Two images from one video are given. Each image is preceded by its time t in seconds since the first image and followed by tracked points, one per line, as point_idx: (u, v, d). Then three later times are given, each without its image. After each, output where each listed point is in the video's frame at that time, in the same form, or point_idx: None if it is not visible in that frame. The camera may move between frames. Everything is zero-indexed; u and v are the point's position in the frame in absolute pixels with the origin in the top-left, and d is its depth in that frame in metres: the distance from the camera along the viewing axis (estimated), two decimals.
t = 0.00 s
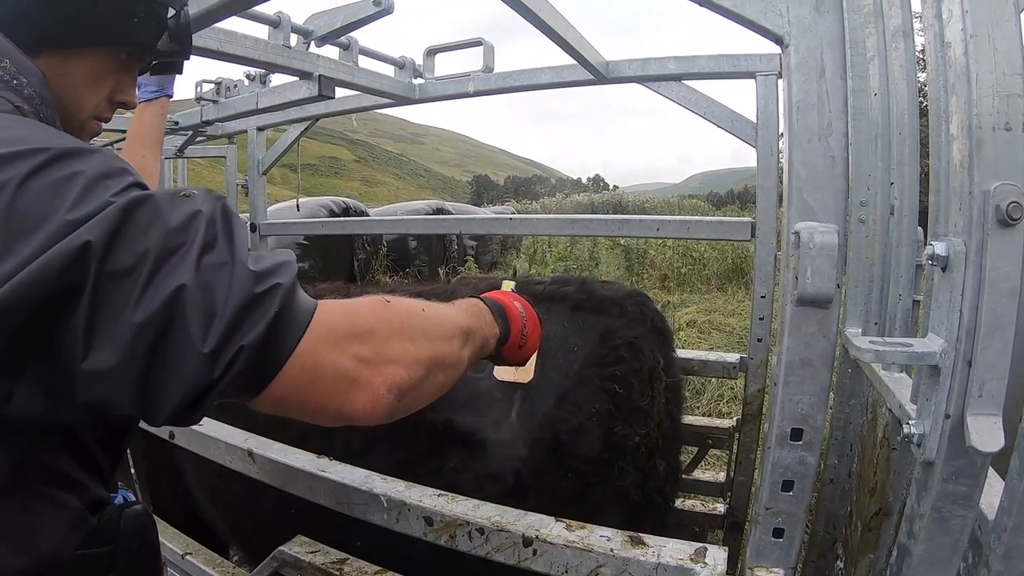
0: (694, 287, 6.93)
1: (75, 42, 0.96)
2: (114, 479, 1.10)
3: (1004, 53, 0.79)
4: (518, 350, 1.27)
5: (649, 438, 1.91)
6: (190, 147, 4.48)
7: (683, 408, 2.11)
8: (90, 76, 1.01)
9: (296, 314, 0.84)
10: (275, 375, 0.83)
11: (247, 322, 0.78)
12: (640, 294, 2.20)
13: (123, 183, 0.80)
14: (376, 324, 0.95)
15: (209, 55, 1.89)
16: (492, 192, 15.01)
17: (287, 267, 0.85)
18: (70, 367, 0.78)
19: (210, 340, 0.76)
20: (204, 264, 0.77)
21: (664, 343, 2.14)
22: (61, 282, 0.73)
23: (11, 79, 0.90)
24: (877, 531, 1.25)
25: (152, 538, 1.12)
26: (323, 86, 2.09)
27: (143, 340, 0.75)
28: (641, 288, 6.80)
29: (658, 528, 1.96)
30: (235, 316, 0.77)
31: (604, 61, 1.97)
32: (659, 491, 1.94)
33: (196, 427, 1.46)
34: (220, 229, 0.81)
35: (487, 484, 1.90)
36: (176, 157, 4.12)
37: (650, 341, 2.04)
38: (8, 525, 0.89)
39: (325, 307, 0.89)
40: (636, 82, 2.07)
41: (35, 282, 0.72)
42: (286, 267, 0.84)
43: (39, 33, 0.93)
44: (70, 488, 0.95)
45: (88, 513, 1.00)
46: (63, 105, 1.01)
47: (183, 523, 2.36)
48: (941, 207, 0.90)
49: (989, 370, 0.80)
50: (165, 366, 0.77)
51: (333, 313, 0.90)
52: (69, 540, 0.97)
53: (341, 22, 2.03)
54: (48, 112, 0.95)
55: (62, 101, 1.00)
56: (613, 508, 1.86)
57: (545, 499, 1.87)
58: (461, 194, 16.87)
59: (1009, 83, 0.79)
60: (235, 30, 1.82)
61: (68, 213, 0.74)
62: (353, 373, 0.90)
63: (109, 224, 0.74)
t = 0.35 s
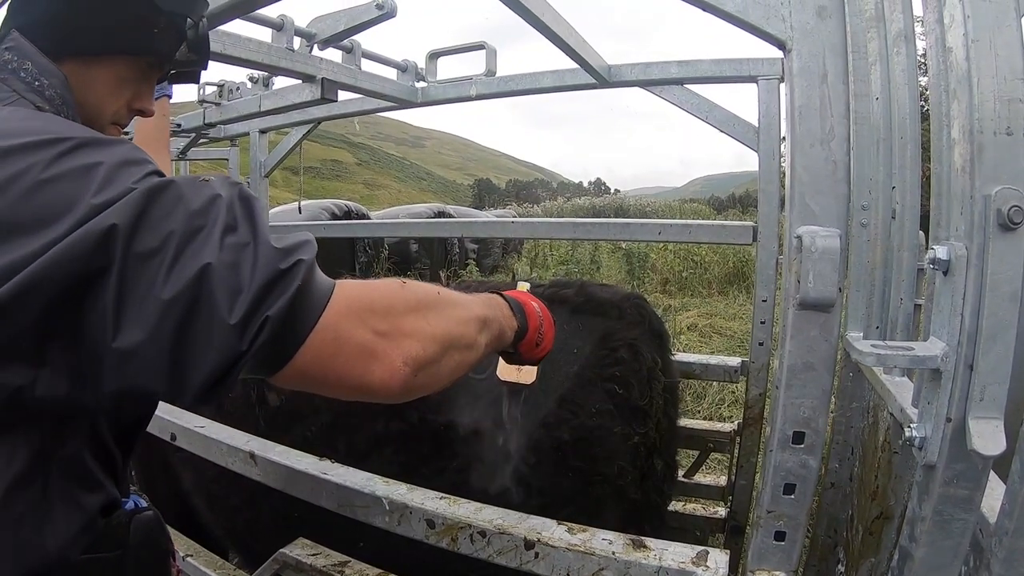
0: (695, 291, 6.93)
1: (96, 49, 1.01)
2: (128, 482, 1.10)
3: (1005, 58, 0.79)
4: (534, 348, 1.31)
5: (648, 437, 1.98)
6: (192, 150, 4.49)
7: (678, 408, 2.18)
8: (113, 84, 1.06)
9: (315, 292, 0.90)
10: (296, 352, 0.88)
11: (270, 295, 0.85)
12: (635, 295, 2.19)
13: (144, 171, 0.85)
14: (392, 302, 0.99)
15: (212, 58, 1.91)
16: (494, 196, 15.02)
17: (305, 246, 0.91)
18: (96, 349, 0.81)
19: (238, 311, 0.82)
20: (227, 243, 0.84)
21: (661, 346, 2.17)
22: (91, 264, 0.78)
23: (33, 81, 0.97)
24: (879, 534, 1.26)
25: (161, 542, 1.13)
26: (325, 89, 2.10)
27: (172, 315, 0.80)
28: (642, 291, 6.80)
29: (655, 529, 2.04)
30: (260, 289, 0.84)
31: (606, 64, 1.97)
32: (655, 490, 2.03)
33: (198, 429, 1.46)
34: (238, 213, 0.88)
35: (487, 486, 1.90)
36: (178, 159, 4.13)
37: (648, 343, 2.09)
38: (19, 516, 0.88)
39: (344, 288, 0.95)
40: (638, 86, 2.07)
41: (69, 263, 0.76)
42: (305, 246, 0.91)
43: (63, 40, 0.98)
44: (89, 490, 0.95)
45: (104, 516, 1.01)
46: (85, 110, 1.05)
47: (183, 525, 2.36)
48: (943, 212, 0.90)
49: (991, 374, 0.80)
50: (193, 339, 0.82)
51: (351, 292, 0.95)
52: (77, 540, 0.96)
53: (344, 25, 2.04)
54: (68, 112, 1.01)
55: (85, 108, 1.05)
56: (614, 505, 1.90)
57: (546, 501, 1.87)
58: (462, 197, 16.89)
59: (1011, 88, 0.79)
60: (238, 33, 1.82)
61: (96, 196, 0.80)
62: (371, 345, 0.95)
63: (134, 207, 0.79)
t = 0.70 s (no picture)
0: (695, 294, 6.94)
1: (110, 57, 1.03)
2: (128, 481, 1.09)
3: (1004, 64, 0.79)
4: (533, 351, 1.31)
5: (642, 439, 1.96)
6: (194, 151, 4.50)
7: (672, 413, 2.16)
8: (126, 91, 1.08)
9: (318, 297, 0.90)
10: (299, 353, 0.88)
11: (274, 297, 0.84)
12: (631, 298, 2.20)
13: (155, 171, 0.85)
14: (395, 306, 1.00)
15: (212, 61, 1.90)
16: (494, 198, 15.04)
17: (312, 249, 0.91)
18: (104, 346, 0.82)
19: (241, 313, 0.82)
20: (233, 246, 0.84)
21: (654, 349, 2.16)
22: (99, 264, 0.78)
23: (44, 82, 1.00)
24: (877, 538, 1.26)
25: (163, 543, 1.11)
26: (325, 92, 2.11)
27: (177, 315, 0.80)
28: (641, 294, 6.80)
29: (651, 533, 2.02)
30: (264, 291, 0.83)
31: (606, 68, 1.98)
32: (650, 492, 2.00)
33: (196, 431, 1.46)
34: (246, 216, 0.88)
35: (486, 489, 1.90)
36: (178, 161, 4.14)
37: (641, 346, 2.08)
38: (26, 515, 0.88)
39: (347, 292, 0.95)
40: (637, 90, 2.08)
41: (77, 261, 0.77)
42: (312, 249, 0.91)
43: (78, 46, 1.01)
44: (94, 489, 0.96)
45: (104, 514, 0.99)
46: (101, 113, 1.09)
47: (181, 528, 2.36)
48: (942, 217, 0.90)
49: (989, 380, 0.81)
50: (198, 340, 0.82)
51: (354, 296, 0.96)
52: (82, 540, 0.96)
53: (344, 28, 2.05)
54: (79, 115, 1.03)
55: (97, 113, 1.08)
56: (606, 506, 1.89)
57: (544, 502, 1.89)
58: (462, 200, 16.91)
59: (1010, 95, 0.79)
60: (239, 36, 1.82)
61: (104, 194, 0.80)
62: (373, 351, 0.95)
63: (143, 209, 0.80)
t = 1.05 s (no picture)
0: (696, 297, 6.94)
1: (88, 70, 1.04)
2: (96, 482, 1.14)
3: (1005, 68, 0.79)
4: (520, 351, 1.32)
5: (639, 442, 1.96)
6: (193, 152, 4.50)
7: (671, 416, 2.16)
8: (105, 104, 1.09)
9: (285, 291, 0.90)
10: (267, 348, 0.88)
11: (242, 293, 0.85)
12: (629, 301, 2.21)
13: (125, 180, 0.86)
14: (364, 301, 1.00)
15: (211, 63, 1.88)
16: (494, 201, 15.05)
17: (278, 248, 0.92)
18: (80, 349, 0.82)
19: (209, 308, 0.82)
20: (202, 245, 0.84)
21: (653, 351, 2.18)
22: (71, 266, 0.79)
23: (24, 95, 1.01)
24: (877, 542, 1.26)
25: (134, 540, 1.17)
26: (327, 94, 2.11)
27: (148, 314, 0.81)
28: (642, 297, 6.81)
29: (648, 536, 2.02)
30: (232, 288, 0.84)
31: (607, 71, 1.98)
32: (648, 495, 2.00)
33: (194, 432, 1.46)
34: (215, 217, 0.89)
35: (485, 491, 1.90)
36: (177, 163, 4.14)
37: (639, 348, 2.09)
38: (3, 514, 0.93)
39: (314, 287, 0.95)
40: (638, 93, 2.08)
41: (51, 265, 0.78)
42: (277, 247, 0.92)
43: (56, 60, 1.02)
44: (65, 488, 1.01)
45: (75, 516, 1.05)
46: (80, 127, 1.10)
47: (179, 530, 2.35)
48: (943, 220, 0.90)
49: (989, 385, 0.81)
50: (168, 338, 0.82)
51: (322, 291, 0.96)
52: (53, 540, 1.01)
53: (346, 31, 2.05)
54: (58, 128, 1.04)
55: (76, 125, 1.09)
56: (604, 509, 1.89)
57: (543, 505, 1.88)
58: (463, 202, 16.92)
59: (1010, 99, 0.79)
60: (241, 38, 1.82)
61: (78, 200, 0.81)
62: (340, 344, 0.95)
63: (113, 212, 0.81)
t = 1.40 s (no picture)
0: (698, 299, 6.93)
1: (91, 79, 1.05)
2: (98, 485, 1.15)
3: (1011, 69, 0.79)
4: (529, 353, 1.30)
5: (643, 445, 1.96)
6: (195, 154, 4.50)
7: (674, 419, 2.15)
8: (110, 112, 1.10)
9: (288, 299, 0.89)
10: (271, 360, 0.88)
11: (244, 305, 0.85)
12: (633, 303, 2.20)
13: (131, 193, 0.87)
14: (369, 309, 0.99)
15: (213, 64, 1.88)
16: (496, 203, 15.05)
17: (281, 257, 0.91)
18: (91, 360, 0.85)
19: (210, 322, 0.82)
20: (205, 257, 0.84)
21: (656, 356, 2.15)
22: (80, 281, 0.81)
23: (30, 108, 1.02)
24: (881, 545, 1.25)
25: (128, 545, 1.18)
26: (329, 95, 2.11)
27: (153, 328, 0.82)
28: (644, 299, 6.80)
29: (650, 539, 2.01)
30: (234, 299, 0.84)
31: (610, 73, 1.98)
32: (651, 499, 2.00)
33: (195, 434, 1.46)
34: (218, 227, 0.89)
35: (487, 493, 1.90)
36: (180, 164, 4.14)
37: (642, 350, 2.08)
38: (14, 523, 0.95)
39: (319, 296, 0.94)
40: (641, 94, 2.08)
41: (60, 280, 0.80)
42: (280, 256, 0.91)
43: (58, 71, 1.03)
44: (73, 496, 1.04)
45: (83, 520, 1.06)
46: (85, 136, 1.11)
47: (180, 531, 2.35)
48: (949, 221, 0.89)
49: (995, 387, 0.80)
50: (174, 350, 0.83)
51: (326, 300, 0.95)
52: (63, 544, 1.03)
53: (348, 32, 2.05)
54: (62, 139, 1.06)
55: (83, 135, 1.10)
56: (606, 513, 1.87)
57: (545, 508, 1.87)
58: (465, 204, 16.94)
59: (1016, 100, 0.79)
60: (244, 38, 1.82)
61: (85, 212, 0.83)
62: (345, 355, 0.94)
63: (117, 227, 0.82)
